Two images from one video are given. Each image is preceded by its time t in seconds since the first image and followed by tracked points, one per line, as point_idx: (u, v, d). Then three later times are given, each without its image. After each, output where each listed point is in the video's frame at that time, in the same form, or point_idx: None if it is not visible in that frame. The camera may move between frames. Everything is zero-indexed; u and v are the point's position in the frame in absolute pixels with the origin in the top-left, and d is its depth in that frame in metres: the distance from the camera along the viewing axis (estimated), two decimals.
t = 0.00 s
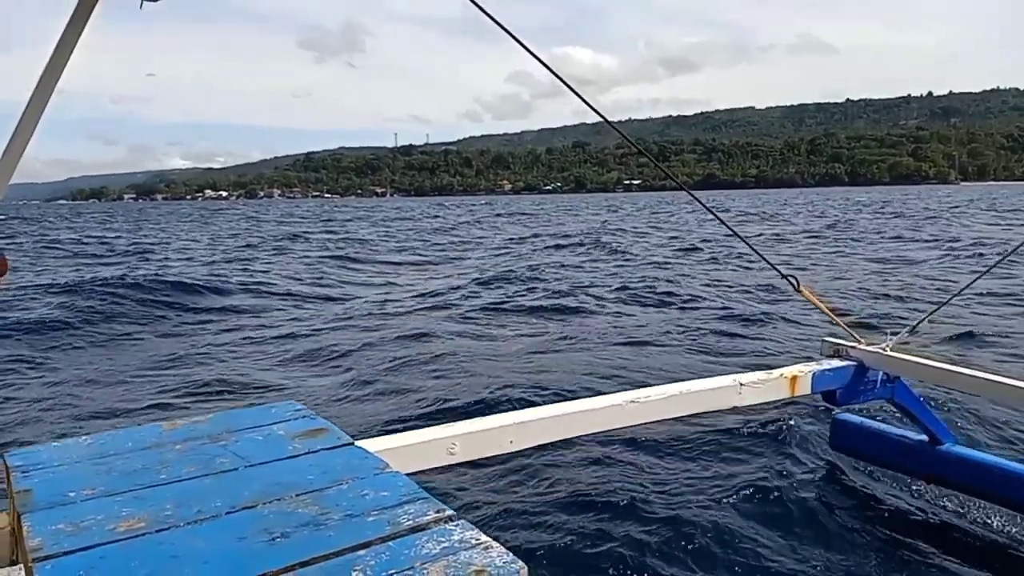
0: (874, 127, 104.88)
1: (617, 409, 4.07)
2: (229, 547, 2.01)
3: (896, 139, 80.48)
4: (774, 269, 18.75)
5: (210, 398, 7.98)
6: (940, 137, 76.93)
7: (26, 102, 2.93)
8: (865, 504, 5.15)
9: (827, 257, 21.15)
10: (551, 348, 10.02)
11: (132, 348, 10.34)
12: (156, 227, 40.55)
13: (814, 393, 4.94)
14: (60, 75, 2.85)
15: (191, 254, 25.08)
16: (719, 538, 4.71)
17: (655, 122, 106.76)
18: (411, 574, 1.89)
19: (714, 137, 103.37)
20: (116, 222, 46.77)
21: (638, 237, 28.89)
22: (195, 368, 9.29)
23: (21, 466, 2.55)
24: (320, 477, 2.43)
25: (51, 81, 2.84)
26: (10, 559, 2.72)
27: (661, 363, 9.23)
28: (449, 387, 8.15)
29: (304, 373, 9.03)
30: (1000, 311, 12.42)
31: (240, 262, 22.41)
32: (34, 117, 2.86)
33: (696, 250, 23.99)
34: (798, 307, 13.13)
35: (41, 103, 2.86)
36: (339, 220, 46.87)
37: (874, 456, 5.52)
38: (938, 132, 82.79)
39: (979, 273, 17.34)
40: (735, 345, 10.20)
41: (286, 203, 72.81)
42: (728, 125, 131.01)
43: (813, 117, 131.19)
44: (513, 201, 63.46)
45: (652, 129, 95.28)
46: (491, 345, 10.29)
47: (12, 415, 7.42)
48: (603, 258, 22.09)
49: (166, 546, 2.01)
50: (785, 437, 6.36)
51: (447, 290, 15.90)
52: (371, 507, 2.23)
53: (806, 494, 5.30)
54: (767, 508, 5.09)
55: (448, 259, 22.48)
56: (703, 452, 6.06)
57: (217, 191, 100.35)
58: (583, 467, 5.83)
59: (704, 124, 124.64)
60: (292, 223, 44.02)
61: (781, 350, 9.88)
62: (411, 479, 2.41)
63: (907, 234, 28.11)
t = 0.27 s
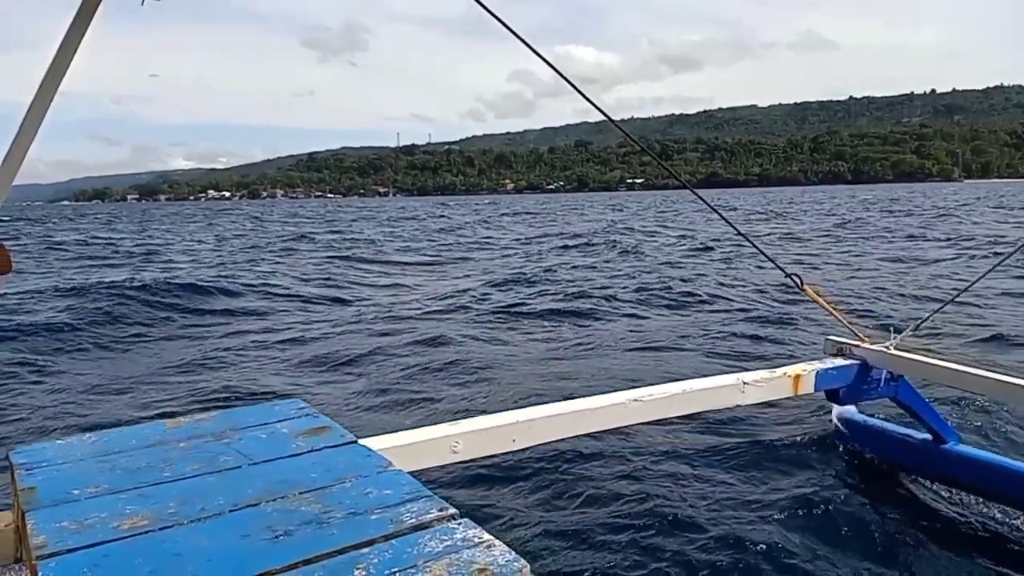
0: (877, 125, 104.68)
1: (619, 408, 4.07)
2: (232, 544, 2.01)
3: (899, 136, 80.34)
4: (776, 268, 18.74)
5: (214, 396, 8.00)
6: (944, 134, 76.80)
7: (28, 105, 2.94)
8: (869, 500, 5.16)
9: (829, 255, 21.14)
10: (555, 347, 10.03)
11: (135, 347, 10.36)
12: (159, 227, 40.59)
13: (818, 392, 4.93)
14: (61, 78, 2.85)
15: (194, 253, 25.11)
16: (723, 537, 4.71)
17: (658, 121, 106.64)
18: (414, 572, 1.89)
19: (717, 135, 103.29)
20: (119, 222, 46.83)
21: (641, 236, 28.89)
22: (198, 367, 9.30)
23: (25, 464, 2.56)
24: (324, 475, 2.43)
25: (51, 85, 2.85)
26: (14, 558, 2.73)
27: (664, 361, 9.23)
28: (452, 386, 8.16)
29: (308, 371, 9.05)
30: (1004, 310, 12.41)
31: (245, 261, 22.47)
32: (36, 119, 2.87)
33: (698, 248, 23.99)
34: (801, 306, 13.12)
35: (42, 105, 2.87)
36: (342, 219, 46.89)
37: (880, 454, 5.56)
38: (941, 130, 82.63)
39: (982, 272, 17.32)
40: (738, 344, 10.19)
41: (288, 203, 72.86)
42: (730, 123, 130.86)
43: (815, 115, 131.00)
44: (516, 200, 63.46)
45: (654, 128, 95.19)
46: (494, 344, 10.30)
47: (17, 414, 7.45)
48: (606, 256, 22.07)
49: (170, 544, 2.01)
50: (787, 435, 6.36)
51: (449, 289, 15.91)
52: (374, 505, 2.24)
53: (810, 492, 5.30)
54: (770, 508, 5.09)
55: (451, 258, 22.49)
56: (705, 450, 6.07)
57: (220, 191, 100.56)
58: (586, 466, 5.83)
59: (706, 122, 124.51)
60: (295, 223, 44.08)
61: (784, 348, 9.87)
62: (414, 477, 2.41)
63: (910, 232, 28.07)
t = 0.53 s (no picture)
0: (871, 129, 105.01)
1: (614, 412, 4.07)
2: (225, 549, 2.00)
3: (893, 141, 80.62)
4: (771, 273, 18.78)
5: (209, 402, 7.98)
6: (937, 139, 77.08)
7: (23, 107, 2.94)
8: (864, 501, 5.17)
9: (824, 260, 21.19)
10: (550, 352, 10.02)
11: (130, 353, 10.34)
12: (154, 231, 40.52)
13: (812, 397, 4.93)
14: (57, 80, 2.85)
15: (189, 258, 25.08)
16: (717, 541, 4.71)
17: (652, 125, 106.84)
18: None
19: (711, 140, 103.56)
20: (115, 226, 46.75)
21: (636, 240, 28.92)
22: (193, 372, 9.29)
23: (18, 467, 2.55)
24: (317, 479, 2.43)
25: (47, 86, 2.84)
26: (6, 563, 2.72)
27: (659, 367, 9.23)
28: (448, 392, 8.15)
29: (303, 377, 9.04)
30: (998, 315, 12.46)
31: (240, 265, 22.44)
32: (31, 121, 2.87)
33: (694, 253, 24.03)
34: (796, 311, 13.15)
35: (37, 107, 2.86)
36: (337, 224, 46.89)
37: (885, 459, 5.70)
38: (934, 134, 82.91)
39: (976, 277, 17.37)
40: (733, 349, 10.21)
41: (283, 207, 72.80)
42: (724, 128, 131.16)
43: (809, 119, 131.38)
44: (511, 204, 63.51)
45: (649, 132, 95.39)
46: (489, 349, 10.30)
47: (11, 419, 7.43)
48: (602, 261, 22.09)
49: (163, 548, 2.00)
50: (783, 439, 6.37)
51: (445, 295, 15.90)
52: (368, 509, 2.23)
53: (805, 495, 5.31)
54: (765, 512, 5.09)
55: (446, 263, 22.49)
56: (699, 454, 6.07)
57: (215, 194, 100.31)
58: (581, 471, 5.82)
59: (701, 126, 124.76)
60: (291, 227, 44.07)
61: (779, 353, 9.89)
62: (407, 481, 2.41)
63: (904, 236, 28.14)
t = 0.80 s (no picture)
0: (862, 135, 105.42)
1: (607, 419, 4.07)
2: (217, 555, 1.99)
3: (885, 146, 80.96)
4: (765, 278, 18.81)
5: (201, 406, 7.95)
6: (928, 144, 77.43)
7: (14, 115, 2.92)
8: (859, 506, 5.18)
9: (817, 265, 21.25)
10: (544, 357, 10.01)
11: (122, 358, 10.29)
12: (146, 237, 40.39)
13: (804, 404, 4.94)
14: (49, 87, 2.83)
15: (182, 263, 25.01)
16: (711, 548, 4.71)
17: (645, 130, 107.05)
18: None
19: (704, 145, 103.85)
20: (108, 232, 46.61)
21: (629, 246, 28.96)
22: (186, 377, 9.25)
23: (7, 473, 2.53)
24: (310, 485, 2.42)
25: (39, 94, 2.82)
26: None
27: (653, 371, 9.23)
28: (442, 396, 8.13)
29: (296, 381, 9.01)
30: (990, 320, 12.50)
31: (234, 270, 22.39)
32: (23, 128, 2.85)
33: (687, 258, 24.07)
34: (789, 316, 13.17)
35: (29, 114, 2.84)
36: (331, 229, 46.85)
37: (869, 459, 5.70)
38: (925, 139, 83.25)
39: (968, 282, 17.43)
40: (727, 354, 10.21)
41: (276, 212, 72.67)
42: (716, 133, 131.55)
43: (801, 124, 131.87)
44: (504, 209, 63.55)
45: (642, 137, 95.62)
46: (483, 353, 10.28)
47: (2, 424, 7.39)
48: (596, 266, 22.10)
49: (154, 555, 1.99)
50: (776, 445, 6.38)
51: (438, 300, 15.89)
52: (360, 515, 2.23)
53: (799, 502, 5.31)
54: (758, 518, 5.10)
55: (440, 268, 22.48)
56: (693, 461, 6.07)
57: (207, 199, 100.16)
58: (574, 477, 5.82)
59: (693, 132, 125.08)
60: (284, 232, 44.01)
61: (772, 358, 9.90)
62: (400, 487, 2.40)
63: (896, 241, 28.22)
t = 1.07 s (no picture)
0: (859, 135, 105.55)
1: (606, 420, 4.07)
2: (214, 556, 1.99)
3: (882, 146, 81.09)
4: (762, 278, 18.83)
5: (199, 407, 7.95)
6: (925, 143, 77.54)
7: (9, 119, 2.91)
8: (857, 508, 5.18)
9: (814, 265, 21.30)
10: (541, 358, 10.02)
11: (119, 360, 10.28)
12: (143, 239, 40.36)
13: (802, 406, 4.94)
14: (44, 91, 2.83)
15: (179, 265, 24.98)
16: (709, 547, 4.72)
17: (642, 131, 107.16)
18: None
19: (701, 145, 103.99)
20: (104, 233, 46.47)
21: (627, 246, 28.99)
22: (183, 378, 9.25)
23: (3, 474, 2.53)
24: (307, 486, 2.42)
25: (35, 97, 2.82)
26: None
27: (650, 372, 9.23)
28: (439, 396, 8.13)
29: (294, 381, 9.01)
30: (986, 320, 12.52)
31: (231, 271, 22.38)
32: (17, 134, 2.85)
33: (684, 258, 24.09)
34: (786, 317, 13.19)
35: (24, 118, 2.84)
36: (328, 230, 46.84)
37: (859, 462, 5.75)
38: (922, 139, 83.40)
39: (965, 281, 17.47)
40: (724, 355, 10.23)
41: (273, 213, 72.59)
42: (713, 134, 131.73)
43: (798, 125, 132.21)
44: (502, 209, 63.55)
45: (639, 136, 95.78)
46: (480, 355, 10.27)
47: None
48: (593, 267, 22.10)
49: (150, 556, 1.99)
50: (772, 445, 6.39)
51: (436, 301, 15.89)
52: (358, 516, 2.23)
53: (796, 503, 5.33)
54: (755, 518, 5.10)
55: (437, 269, 22.48)
56: (690, 461, 6.08)
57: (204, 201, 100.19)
58: (571, 477, 5.82)
59: (690, 132, 125.24)
60: (281, 233, 43.96)
61: (769, 358, 9.91)
62: (398, 489, 2.40)
63: (893, 242, 28.27)
